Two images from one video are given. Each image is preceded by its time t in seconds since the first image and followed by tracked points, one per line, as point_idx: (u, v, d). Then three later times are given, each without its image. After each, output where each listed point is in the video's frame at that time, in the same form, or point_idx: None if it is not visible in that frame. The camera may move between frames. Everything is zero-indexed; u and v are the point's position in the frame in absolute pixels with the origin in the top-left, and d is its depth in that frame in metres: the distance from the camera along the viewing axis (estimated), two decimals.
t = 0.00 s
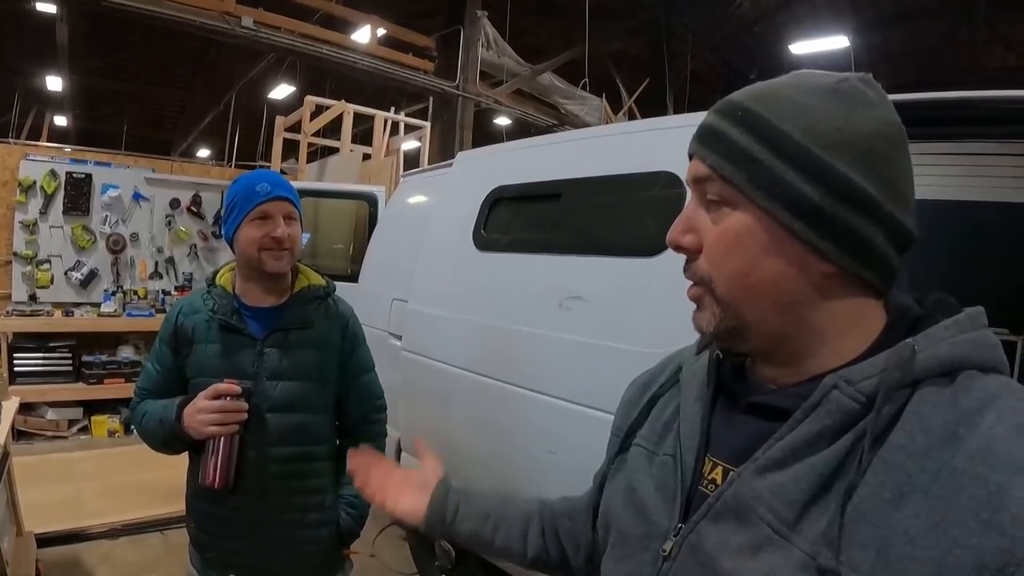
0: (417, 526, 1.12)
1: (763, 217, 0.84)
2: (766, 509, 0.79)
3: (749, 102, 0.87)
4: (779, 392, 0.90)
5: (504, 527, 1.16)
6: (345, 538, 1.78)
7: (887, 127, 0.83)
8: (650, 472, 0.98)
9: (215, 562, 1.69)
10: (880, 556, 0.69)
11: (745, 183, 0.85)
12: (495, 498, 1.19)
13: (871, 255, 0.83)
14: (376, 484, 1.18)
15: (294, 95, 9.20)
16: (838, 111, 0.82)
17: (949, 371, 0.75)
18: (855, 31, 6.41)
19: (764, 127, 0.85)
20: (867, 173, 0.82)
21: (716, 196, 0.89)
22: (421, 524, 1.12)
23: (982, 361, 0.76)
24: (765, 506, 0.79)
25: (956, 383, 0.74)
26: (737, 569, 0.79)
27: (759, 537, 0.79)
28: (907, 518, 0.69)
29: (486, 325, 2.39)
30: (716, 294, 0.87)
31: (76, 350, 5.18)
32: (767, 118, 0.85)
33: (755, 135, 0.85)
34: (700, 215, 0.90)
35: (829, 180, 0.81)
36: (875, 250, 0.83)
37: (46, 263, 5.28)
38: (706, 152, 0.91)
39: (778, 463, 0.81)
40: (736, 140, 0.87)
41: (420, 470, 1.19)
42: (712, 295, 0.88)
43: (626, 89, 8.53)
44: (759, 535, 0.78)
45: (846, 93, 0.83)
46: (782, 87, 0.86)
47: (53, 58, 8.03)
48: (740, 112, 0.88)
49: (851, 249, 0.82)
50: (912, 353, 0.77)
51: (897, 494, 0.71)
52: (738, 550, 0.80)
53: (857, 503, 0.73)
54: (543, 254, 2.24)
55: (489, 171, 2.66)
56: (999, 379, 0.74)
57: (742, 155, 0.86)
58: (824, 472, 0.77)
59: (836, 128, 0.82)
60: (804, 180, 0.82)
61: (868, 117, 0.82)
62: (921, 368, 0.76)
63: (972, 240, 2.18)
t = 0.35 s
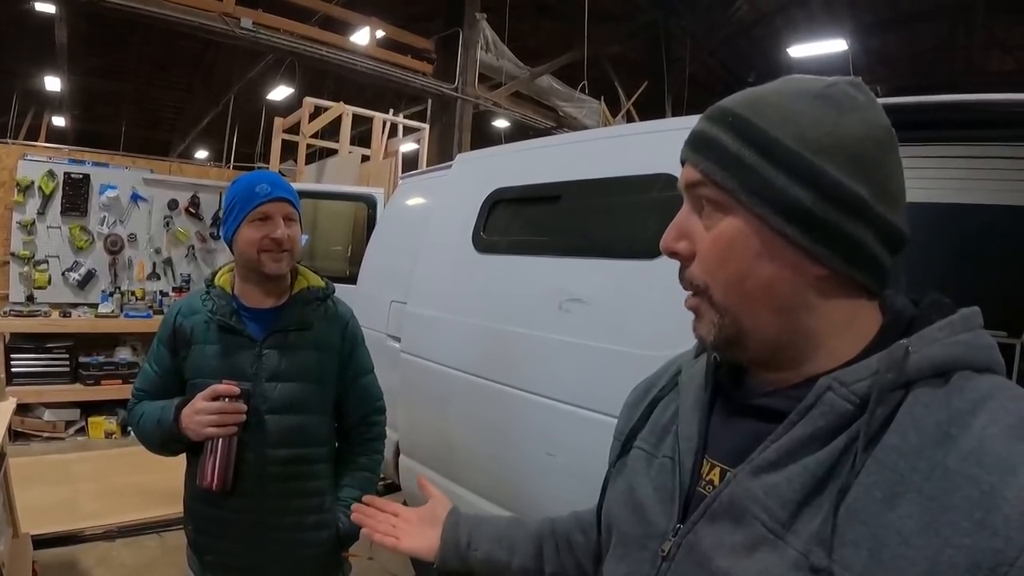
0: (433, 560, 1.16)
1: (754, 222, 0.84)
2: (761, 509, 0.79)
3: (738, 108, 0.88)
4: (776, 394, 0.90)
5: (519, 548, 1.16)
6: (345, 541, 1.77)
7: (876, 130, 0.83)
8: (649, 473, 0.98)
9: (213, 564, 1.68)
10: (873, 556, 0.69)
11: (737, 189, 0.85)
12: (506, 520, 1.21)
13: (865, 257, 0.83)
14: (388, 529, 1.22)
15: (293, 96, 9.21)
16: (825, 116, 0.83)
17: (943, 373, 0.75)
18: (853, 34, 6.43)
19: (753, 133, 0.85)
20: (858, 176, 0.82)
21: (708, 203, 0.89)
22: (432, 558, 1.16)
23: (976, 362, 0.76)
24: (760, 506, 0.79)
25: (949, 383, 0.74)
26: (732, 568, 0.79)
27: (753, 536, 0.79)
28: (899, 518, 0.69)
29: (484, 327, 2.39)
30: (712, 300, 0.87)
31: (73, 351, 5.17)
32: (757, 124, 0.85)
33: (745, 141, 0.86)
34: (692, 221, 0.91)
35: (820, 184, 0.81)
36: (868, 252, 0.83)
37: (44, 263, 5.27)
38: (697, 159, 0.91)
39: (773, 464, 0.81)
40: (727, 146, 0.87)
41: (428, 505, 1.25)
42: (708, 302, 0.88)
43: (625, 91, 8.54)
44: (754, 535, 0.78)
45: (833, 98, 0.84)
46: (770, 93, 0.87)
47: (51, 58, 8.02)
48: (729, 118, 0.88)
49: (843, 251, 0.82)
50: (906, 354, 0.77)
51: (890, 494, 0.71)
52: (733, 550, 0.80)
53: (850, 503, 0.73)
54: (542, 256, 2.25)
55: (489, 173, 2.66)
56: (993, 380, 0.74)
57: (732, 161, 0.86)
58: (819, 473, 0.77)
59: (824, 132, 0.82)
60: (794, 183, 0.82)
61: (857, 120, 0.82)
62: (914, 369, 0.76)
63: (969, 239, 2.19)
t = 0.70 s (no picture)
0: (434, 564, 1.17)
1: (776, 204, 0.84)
2: (762, 510, 0.79)
3: (770, 97, 0.87)
4: (780, 393, 0.89)
5: (519, 550, 1.16)
6: (344, 540, 1.77)
7: (898, 134, 0.83)
8: (650, 475, 0.98)
9: (211, 563, 1.68)
10: (875, 557, 0.69)
11: (763, 169, 0.85)
12: (506, 522, 1.21)
13: (877, 253, 0.83)
14: (388, 534, 1.22)
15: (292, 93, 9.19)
16: (854, 112, 0.83)
17: (945, 374, 0.75)
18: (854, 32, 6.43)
19: (785, 122, 0.84)
20: (880, 171, 0.82)
21: (731, 183, 0.88)
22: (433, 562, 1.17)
23: (978, 363, 0.76)
24: (761, 507, 0.79)
25: (952, 385, 0.74)
26: (734, 569, 0.79)
27: (756, 537, 0.78)
28: (902, 519, 0.69)
29: (485, 325, 2.39)
30: (727, 279, 0.86)
31: (71, 348, 5.17)
32: (788, 112, 0.85)
33: (775, 126, 0.85)
34: (713, 203, 0.90)
35: (843, 174, 0.81)
36: (883, 249, 0.83)
37: (42, 259, 5.26)
38: (724, 143, 0.90)
39: (775, 465, 0.80)
40: (754, 131, 0.87)
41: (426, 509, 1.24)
42: (720, 280, 0.87)
43: (625, 89, 8.53)
44: (756, 537, 0.78)
45: (862, 99, 0.84)
46: (803, 88, 0.87)
47: (49, 54, 8.00)
48: (759, 106, 0.88)
49: (860, 240, 0.82)
50: (908, 355, 0.77)
51: (893, 495, 0.71)
52: (734, 551, 0.80)
53: (852, 505, 0.73)
54: (541, 254, 2.24)
55: (489, 170, 2.65)
56: (995, 381, 0.74)
57: (760, 144, 0.86)
58: (820, 474, 0.77)
59: (852, 126, 0.82)
60: (819, 170, 0.82)
61: (881, 122, 0.83)
62: (916, 371, 0.76)
63: (975, 243, 2.18)
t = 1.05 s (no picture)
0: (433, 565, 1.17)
1: (769, 215, 0.84)
2: (762, 512, 0.79)
3: (749, 105, 0.87)
4: (778, 396, 0.89)
5: (518, 553, 1.17)
6: (345, 542, 1.78)
7: (883, 127, 0.84)
8: (648, 476, 0.98)
9: (213, 566, 1.68)
10: (874, 559, 0.69)
11: (751, 182, 0.84)
12: (505, 525, 1.21)
13: (872, 251, 0.83)
14: (386, 536, 1.23)
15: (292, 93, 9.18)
16: (835, 113, 0.83)
17: (945, 374, 0.75)
18: (854, 25, 6.42)
19: (770, 129, 0.84)
20: (869, 167, 0.82)
21: (719, 197, 0.88)
22: (435, 565, 1.17)
23: (978, 364, 0.76)
24: (760, 509, 0.79)
25: (951, 386, 0.74)
26: (733, 571, 0.79)
27: (754, 539, 0.78)
28: (901, 522, 0.69)
29: (485, 324, 2.39)
30: (725, 294, 0.86)
31: (74, 351, 5.18)
32: (767, 122, 0.85)
33: (758, 136, 0.85)
34: (704, 219, 0.90)
35: (834, 178, 0.81)
36: (876, 245, 0.83)
37: (44, 263, 5.27)
38: (707, 157, 0.90)
39: (774, 467, 0.80)
40: (736, 142, 0.86)
41: (426, 512, 1.25)
42: (719, 297, 0.87)
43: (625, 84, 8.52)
44: (754, 539, 0.78)
45: (842, 96, 0.84)
46: (781, 91, 0.86)
47: (49, 57, 8.00)
48: (740, 114, 0.88)
49: (856, 244, 0.82)
50: (907, 356, 0.77)
51: (892, 497, 0.71)
52: (734, 553, 0.80)
53: (852, 506, 0.73)
54: (541, 253, 2.24)
55: (489, 168, 2.65)
56: (994, 381, 0.74)
57: (746, 156, 0.85)
58: (820, 475, 0.77)
59: (835, 127, 0.82)
60: (809, 175, 0.82)
61: (865, 117, 0.83)
62: (915, 372, 0.76)
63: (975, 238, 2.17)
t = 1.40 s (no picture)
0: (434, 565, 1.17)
1: (769, 217, 0.84)
2: (762, 511, 0.78)
3: (749, 107, 0.87)
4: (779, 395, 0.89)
5: (519, 553, 1.17)
6: (346, 540, 1.78)
7: (882, 126, 0.83)
8: (649, 476, 0.98)
9: (216, 564, 1.69)
10: (874, 557, 0.69)
11: (750, 184, 0.84)
12: (506, 525, 1.21)
13: (872, 252, 0.83)
14: (387, 535, 1.24)
15: (296, 94, 9.20)
16: (834, 115, 0.82)
17: (944, 373, 0.75)
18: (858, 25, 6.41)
19: (769, 131, 0.84)
20: (867, 169, 0.82)
21: (718, 198, 0.88)
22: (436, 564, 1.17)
23: (978, 363, 0.76)
24: (761, 508, 0.79)
25: (951, 385, 0.74)
26: (734, 570, 0.79)
27: (755, 538, 0.78)
28: (901, 520, 0.69)
29: (487, 324, 2.39)
30: (726, 295, 0.86)
31: (79, 351, 5.20)
32: (766, 124, 0.85)
33: (757, 138, 0.85)
34: (704, 220, 0.90)
35: (833, 179, 0.81)
36: (876, 245, 0.83)
37: (49, 263, 5.29)
38: (706, 158, 0.90)
39: (775, 466, 0.80)
40: (736, 144, 0.86)
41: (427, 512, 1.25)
42: (721, 298, 0.87)
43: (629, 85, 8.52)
44: (755, 538, 0.78)
45: (841, 96, 0.84)
46: (780, 92, 0.86)
47: (53, 58, 8.03)
48: (739, 116, 0.88)
49: (855, 245, 0.82)
50: (907, 355, 0.77)
51: (892, 496, 0.71)
52: (735, 553, 0.80)
53: (852, 504, 0.73)
54: (543, 253, 2.24)
55: (492, 168, 2.65)
56: (994, 381, 0.74)
57: (745, 158, 0.85)
58: (820, 474, 0.77)
59: (833, 128, 0.82)
60: (808, 176, 0.82)
61: (864, 116, 0.83)
62: (915, 372, 0.76)
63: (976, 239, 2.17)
